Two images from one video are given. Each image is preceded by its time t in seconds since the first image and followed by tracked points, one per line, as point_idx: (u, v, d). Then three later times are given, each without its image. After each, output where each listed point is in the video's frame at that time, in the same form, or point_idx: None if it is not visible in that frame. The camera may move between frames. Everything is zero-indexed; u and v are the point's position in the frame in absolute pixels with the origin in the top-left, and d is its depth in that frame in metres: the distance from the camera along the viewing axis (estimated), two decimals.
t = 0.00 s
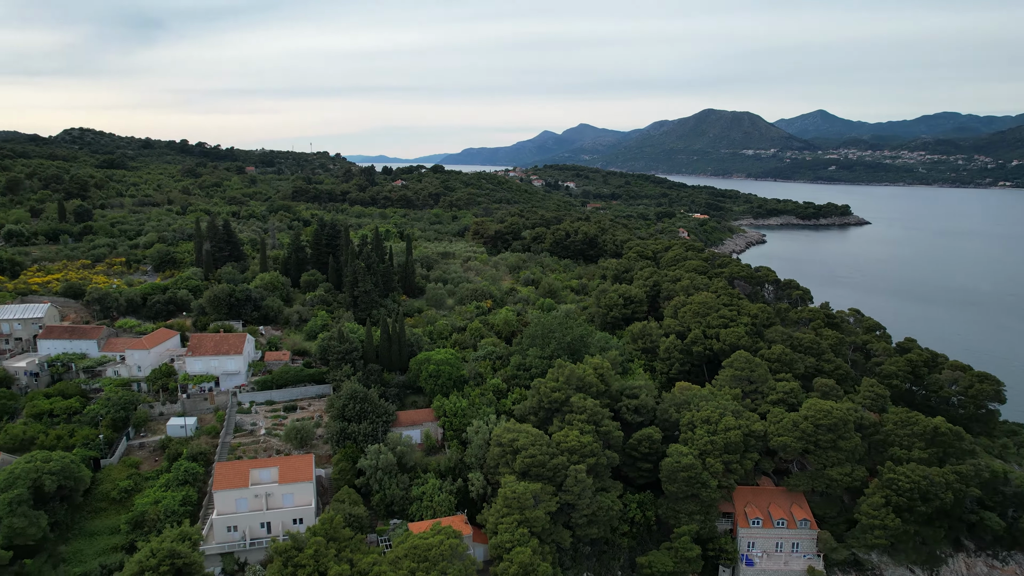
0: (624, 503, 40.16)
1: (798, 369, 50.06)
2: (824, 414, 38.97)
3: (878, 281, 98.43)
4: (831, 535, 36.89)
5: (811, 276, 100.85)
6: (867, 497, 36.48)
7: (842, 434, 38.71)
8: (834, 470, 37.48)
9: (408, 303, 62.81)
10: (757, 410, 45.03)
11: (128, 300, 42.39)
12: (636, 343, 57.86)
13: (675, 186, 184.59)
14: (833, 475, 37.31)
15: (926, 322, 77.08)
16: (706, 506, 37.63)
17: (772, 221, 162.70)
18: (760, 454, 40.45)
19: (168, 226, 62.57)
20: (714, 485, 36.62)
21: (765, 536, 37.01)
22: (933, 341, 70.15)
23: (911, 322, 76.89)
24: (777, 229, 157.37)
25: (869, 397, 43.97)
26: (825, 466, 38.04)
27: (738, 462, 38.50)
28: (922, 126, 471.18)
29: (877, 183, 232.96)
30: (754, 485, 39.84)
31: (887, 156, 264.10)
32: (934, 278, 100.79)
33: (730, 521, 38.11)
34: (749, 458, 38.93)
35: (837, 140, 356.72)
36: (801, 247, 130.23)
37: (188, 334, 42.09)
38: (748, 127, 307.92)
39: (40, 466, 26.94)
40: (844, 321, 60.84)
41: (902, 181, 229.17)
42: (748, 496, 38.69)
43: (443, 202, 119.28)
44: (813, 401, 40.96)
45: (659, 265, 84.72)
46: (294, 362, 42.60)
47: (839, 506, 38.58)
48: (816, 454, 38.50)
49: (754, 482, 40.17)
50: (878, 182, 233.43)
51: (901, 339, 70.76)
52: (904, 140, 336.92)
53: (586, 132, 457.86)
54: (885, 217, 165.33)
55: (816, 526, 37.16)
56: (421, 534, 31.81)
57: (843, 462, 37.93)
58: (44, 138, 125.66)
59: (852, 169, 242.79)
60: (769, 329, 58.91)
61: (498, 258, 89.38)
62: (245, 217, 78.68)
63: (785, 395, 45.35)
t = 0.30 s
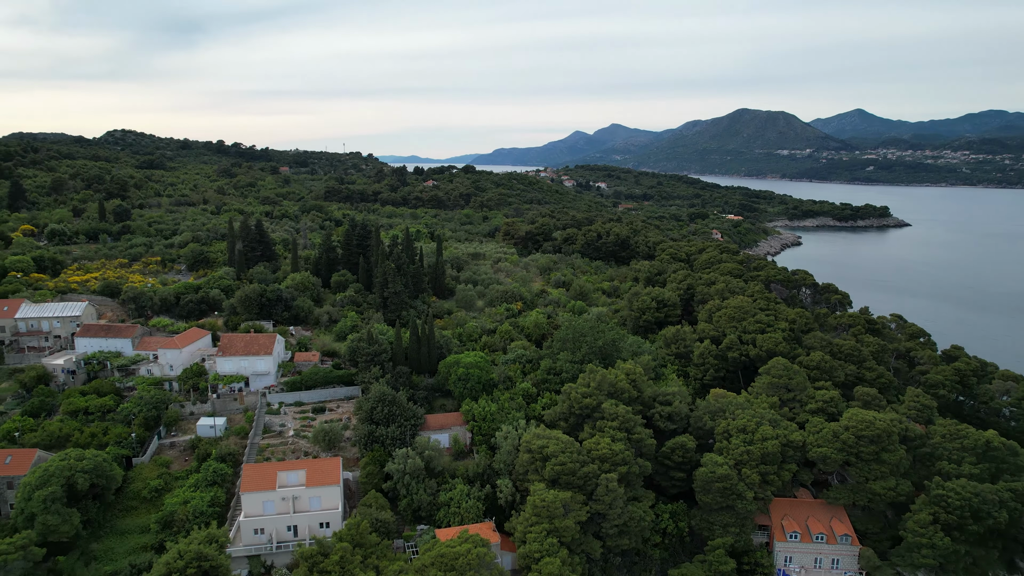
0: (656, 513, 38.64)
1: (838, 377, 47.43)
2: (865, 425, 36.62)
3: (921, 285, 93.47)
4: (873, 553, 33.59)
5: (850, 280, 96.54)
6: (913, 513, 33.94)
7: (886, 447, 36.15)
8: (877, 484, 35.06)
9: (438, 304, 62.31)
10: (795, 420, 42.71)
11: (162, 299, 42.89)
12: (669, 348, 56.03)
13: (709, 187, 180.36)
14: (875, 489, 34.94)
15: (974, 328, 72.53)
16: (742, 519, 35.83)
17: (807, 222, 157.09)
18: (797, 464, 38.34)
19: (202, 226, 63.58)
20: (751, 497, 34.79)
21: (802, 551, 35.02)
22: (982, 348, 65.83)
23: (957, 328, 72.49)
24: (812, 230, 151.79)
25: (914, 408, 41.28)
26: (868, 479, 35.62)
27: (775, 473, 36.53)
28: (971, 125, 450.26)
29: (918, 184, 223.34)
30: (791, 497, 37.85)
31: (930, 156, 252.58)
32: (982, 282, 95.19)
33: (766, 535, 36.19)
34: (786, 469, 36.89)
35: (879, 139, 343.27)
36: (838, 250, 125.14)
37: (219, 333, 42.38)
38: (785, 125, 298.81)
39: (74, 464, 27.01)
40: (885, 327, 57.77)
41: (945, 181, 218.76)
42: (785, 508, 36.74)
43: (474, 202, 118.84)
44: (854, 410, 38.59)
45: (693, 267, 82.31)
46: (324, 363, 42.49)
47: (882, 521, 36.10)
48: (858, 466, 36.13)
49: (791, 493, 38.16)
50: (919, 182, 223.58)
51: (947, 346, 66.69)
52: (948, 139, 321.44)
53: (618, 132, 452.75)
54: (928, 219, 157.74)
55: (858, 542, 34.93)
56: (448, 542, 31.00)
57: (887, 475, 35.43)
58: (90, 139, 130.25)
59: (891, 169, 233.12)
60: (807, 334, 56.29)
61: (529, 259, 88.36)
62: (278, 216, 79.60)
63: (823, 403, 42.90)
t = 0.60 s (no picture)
0: (686, 524, 37.18)
1: (876, 386, 44.91)
2: (907, 436, 34.25)
3: (962, 289, 88.85)
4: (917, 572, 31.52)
5: (886, 283, 92.46)
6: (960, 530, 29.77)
7: (929, 460, 33.82)
8: (920, 499, 32.80)
9: (465, 306, 61.70)
10: (831, 429, 40.52)
11: (191, 299, 43.21)
12: (700, 353, 54.18)
13: (741, 187, 176.31)
14: (917, 504, 32.72)
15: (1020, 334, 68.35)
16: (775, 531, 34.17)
17: (839, 223, 151.65)
18: (833, 476, 36.34)
19: (231, 226, 64.28)
20: (785, 510, 33.06)
21: (840, 567, 33.13)
22: None
23: (1002, 334, 68.37)
24: (845, 232, 146.56)
25: (959, 420, 38.81)
26: (909, 493, 33.46)
27: (811, 485, 34.69)
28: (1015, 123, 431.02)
29: (955, 185, 214.23)
30: (826, 509, 36.01)
31: (966, 155, 241.97)
32: None
33: (801, 549, 34.41)
34: (822, 481, 34.95)
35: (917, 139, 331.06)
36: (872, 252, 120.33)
37: (246, 333, 42.48)
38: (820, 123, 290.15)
39: (102, 464, 26.67)
40: (924, 333, 54.76)
41: (983, 182, 209.60)
42: (821, 521, 34.92)
43: (501, 203, 118.13)
44: (894, 421, 36.22)
45: (724, 270, 79.99)
46: (349, 365, 42.20)
47: (924, 538, 33.74)
48: (899, 480, 33.91)
49: (827, 506, 36.25)
50: (956, 183, 214.43)
51: (991, 354, 62.90)
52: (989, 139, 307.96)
53: (646, 131, 447.20)
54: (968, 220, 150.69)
55: (900, 559, 32.86)
56: (473, 550, 30.15)
57: (930, 490, 33.07)
58: (128, 141, 134.09)
59: (926, 169, 224.33)
60: (843, 340, 53.77)
61: (556, 260, 87.18)
62: (307, 216, 80.25)
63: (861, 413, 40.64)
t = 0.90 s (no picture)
0: (717, 535, 35.64)
1: (917, 395, 42.28)
2: (952, 449, 32.41)
3: (1008, 294, 84.11)
4: None
5: (924, 287, 88.23)
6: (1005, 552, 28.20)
7: (976, 475, 31.80)
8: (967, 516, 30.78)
9: (491, 308, 61.03)
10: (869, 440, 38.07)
11: (219, 299, 43.48)
12: (732, 358, 52.22)
13: (774, 188, 171.70)
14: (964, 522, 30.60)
15: None
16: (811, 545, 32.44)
17: (873, 225, 145.71)
18: (872, 489, 34.28)
19: (260, 226, 64.83)
20: (823, 524, 31.34)
21: None
22: None
23: None
24: (880, 233, 140.71)
25: (1007, 432, 36.39)
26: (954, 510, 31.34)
27: (848, 498, 32.78)
28: None
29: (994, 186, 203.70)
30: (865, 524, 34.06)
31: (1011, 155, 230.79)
32: None
33: (838, 565, 32.43)
34: (860, 494, 32.95)
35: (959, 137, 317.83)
36: (908, 254, 115.40)
37: (272, 334, 42.52)
38: (854, 120, 279.73)
39: (129, 464, 26.21)
40: (968, 340, 51.39)
41: None
42: (859, 536, 33.02)
43: (529, 203, 117.19)
44: (938, 432, 34.38)
45: (756, 273, 77.53)
46: (375, 366, 41.85)
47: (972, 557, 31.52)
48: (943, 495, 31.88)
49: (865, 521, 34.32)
50: (996, 184, 204.29)
51: None
52: None
53: (674, 131, 440.49)
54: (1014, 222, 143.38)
55: None
56: (498, 559, 29.31)
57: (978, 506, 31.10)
58: (163, 142, 137.41)
59: (964, 170, 214.99)
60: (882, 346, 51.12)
61: (583, 262, 85.80)
62: (335, 217, 80.73)
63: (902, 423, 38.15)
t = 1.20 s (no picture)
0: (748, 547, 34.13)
1: (961, 406, 39.70)
2: (1000, 462, 30.34)
3: None
4: None
5: (965, 291, 83.83)
6: None
7: None
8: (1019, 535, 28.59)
9: (518, 310, 60.24)
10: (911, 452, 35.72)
11: (246, 299, 43.68)
12: (764, 364, 50.33)
13: (807, 189, 166.84)
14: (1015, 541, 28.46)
15: None
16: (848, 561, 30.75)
17: (907, 227, 139.63)
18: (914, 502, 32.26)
19: (288, 226, 65.30)
20: (860, 539, 29.53)
21: None
22: None
23: None
24: (915, 235, 135.12)
25: None
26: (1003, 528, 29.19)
27: (888, 512, 30.97)
28: None
29: None
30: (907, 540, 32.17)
31: None
32: None
33: None
34: (901, 509, 31.09)
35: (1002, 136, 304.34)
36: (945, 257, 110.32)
37: (298, 335, 42.51)
38: (889, 117, 269.58)
39: (155, 464, 25.84)
40: (1017, 348, 48.74)
41: None
42: (900, 552, 31.26)
43: (556, 204, 116.00)
44: (984, 444, 32.23)
45: (789, 276, 74.90)
46: (400, 369, 41.46)
47: None
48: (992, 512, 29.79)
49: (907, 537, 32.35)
50: None
51: None
52: None
53: (703, 131, 432.95)
54: None
55: None
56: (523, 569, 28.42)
57: None
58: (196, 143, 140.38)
59: (1004, 170, 205.68)
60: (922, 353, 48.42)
61: (611, 264, 84.32)
62: (362, 217, 81.03)
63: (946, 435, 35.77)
